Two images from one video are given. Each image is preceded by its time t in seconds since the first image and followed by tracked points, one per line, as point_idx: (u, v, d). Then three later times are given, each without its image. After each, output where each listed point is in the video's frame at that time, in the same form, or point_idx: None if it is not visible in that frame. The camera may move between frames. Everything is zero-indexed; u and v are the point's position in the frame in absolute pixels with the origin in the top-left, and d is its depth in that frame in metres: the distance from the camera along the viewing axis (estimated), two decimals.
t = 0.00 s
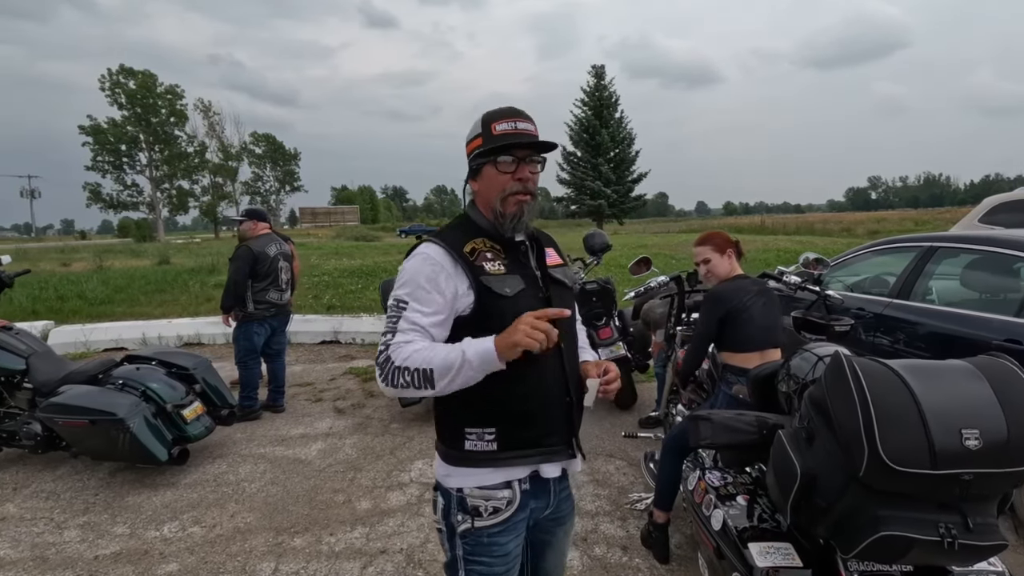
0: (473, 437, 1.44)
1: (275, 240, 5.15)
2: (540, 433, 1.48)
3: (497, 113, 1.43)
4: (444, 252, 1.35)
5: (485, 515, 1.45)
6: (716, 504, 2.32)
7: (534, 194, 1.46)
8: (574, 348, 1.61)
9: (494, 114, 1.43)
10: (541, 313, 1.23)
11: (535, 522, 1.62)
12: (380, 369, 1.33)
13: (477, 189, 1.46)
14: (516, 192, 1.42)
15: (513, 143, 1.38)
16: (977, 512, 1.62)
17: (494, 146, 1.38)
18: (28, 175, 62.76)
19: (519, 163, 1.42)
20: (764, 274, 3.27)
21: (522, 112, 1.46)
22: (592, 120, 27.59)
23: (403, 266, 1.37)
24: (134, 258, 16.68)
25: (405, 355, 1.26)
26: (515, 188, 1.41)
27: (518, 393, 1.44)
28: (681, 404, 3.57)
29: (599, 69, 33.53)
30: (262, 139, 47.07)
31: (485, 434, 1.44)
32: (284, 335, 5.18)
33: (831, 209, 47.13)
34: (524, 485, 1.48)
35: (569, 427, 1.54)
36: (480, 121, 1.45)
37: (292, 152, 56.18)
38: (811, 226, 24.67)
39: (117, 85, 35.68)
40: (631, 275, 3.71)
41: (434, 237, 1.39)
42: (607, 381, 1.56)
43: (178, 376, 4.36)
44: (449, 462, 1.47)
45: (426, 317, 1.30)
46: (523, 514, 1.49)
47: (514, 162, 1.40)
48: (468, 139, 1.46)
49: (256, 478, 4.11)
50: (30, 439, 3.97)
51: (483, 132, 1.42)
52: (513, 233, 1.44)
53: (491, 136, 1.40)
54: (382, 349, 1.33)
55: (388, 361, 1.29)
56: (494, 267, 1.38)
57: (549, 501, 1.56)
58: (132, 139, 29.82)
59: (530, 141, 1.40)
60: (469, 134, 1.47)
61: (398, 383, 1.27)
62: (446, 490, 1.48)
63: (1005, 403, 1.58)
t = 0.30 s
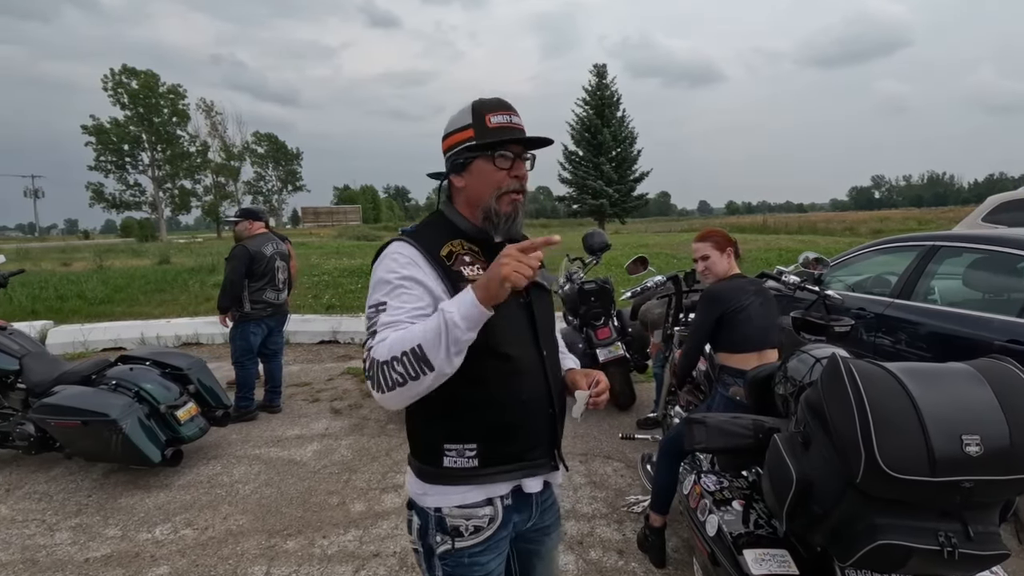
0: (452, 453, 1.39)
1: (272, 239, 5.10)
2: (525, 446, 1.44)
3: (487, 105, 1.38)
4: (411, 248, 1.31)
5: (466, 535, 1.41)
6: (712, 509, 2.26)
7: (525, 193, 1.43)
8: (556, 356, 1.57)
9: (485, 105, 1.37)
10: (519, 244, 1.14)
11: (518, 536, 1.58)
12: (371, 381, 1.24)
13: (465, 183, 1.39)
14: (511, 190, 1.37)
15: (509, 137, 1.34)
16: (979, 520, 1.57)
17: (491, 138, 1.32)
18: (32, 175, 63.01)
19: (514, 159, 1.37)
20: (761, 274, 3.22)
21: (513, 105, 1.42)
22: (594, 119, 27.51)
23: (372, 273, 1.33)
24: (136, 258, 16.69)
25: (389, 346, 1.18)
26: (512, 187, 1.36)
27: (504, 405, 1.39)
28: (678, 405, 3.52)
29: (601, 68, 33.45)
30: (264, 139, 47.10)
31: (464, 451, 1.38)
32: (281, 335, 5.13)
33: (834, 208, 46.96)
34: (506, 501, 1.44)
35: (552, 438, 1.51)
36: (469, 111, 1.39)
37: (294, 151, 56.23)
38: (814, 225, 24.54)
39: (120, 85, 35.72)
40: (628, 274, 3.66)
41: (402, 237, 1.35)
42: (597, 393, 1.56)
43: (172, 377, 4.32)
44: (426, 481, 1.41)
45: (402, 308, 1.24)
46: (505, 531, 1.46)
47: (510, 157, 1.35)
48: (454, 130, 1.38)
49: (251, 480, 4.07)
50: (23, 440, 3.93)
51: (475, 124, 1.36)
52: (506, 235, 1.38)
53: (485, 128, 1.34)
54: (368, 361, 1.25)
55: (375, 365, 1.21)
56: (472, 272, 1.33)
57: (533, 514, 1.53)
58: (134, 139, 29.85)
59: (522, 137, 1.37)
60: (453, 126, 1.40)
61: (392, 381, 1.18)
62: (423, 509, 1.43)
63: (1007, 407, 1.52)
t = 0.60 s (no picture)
0: (456, 466, 1.34)
1: (269, 238, 5.07)
2: (523, 451, 1.42)
3: (476, 97, 1.34)
4: (409, 256, 1.21)
5: (469, 544, 1.37)
6: (706, 511, 2.23)
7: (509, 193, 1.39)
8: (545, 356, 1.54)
9: (474, 96, 1.34)
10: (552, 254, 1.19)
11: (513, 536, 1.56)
12: (405, 413, 1.13)
13: (446, 177, 1.34)
14: (495, 189, 1.34)
15: (497, 132, 1.31)
16: (977, 525, 1.53)
17: (479, 132, 1.29)
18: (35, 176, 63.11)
19: (500, 156, 1.34)
20: (760, 274, 3.16)
21: (502, 98, 1.39)
22: (596, 118, 27.46)
23: (370, 289, 1.19)
24: (138, 258, 16.72)
25: (443, 374, 1.10)
26: (495, 185, 1.33)
27: (506, 412, 1.37)
28: (676, 405, 3.49)
29: (602, 67, 33.40)
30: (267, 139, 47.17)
31: (468, 463, 1.34)
32: (278, 335, 5.11)
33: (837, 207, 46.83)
34: (506, 505, 1.41)
35: (547, 437, 1.50)
36: (457, 101, 1.35)
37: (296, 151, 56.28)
38: (816, 224, 24.45)
39: (122, 85, 35.77)
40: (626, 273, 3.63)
41: (394, 245, 1.24)
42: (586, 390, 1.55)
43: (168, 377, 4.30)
44: (425, 496, 1.35)
45: (433, 328, 1.16)
46: (506, 535, 1.43)
47: (497, 155, 1.32)
48: (439, 120, 1.34)
49: (247, 480, 4.04)
50: (19, 440, 3.91)
51: (462, 114, 1.32)
52: (486, 236, 1.36)
53: (472, 121, 1.31)
54: (398, 392, 1.12)
55: (420, 395, 1.10)
56: (468, 278, 1.29)
57: (529, 514, 1.51)
58: (136, 138, 29.89)
59: (509, 132, 1.33)
60: (438, 115, 1.35)
61: (447, 411, 1.11)
62: (422, 522, 1.37)
63: (1005, 409, 1.49)
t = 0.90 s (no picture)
0: (468, 471, 1.33)
1: (270, 238, 5.07)
2: (526, 451, 1.42)
3: (528, 119, 1.32)
4: (425, 271, 1.19)
5: (482, 542, 1.37)
6: (707, 511, 2.22)
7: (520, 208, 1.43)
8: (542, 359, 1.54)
9: (526, 119, 1.31)
10: (592, 375, 1.29)
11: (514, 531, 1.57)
12: (403, 439, 1.16)
13: (480, 193, 1.30)
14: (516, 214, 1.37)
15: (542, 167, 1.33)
16: (978, 525, 1.53)
17: (532, 166, 1.29)
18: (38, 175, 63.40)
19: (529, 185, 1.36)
20: (761, 270, 3.14)
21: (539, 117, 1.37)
22: (597, 117, 27.43)
23: (386, 302, 1.16)
24: (139, 258, 16.75)
25: (454, 426, 1.17)
26: (521, 210, 1.36)
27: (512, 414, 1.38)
28: (677, 405, 3.48)
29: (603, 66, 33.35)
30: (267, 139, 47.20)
31: (481, 467, 1.33)
32: (279, 334, 5.10)
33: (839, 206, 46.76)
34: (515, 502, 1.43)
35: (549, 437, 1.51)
36: (508, 114, 1.29)
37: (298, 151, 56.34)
38: (818, 224, 24.41)
39: (123, 85, 35.83)
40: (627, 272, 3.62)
41: (411, 258, 1.20)
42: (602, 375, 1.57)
43: (168, 376, 4.30)
44: (438, 502, 1.33)
45: (447, 368, 1.18)
46: (515, 530, 1.45)
47: (532, 184, 1.35)
48: (489, 130, 1.27)
49: (247, 480, 4.04)
50: (20, 439, 3.92)
51: (514, 135, 1.29)
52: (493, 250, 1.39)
53: (523, 148, 1.30)
54: (402, 419, 1.15)
55: (426, 436, 1.15)
56: (477, 284, 1.27)
57: (530, 507, 1.54)
58: (137, 138, 29.93)
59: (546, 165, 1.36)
60: (488, 122, 1.27)
61: (445, 455, 1.18)
62: (433, 526, 1.35)
63: (1009, 409, 1.48)
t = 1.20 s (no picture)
0: (463, 469, 1.33)
1: (271, 237, 5.07)
2: (525, 451, 1.41)
3: (491, 100, 1.31)
4: (422, 261, 1.20)
5: (479, 542, 1.37)
6: (708, 510, 2.22)
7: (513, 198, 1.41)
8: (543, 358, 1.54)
9: (488, 100, 1.31)
10: (607, 359, 1.25)
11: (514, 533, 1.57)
12: (420, 424, 1.15)
13: (454, 181, 1.33)
14: (502, 198, 1.35)
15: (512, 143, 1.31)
16: (980, 524, 1.52)
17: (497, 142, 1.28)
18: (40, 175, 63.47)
19: (509, 166, 1.34)
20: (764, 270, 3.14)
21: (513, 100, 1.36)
22: (598, 116, 27.40)
23: (386, 287, 1.16)
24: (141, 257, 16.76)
25: (472, 406, 1.16)
26: (503, 194, 1.35)
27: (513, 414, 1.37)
28: (678, 404, 3.48)
29: (605, 65, 33.33)
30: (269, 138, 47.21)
31: (476, 464, 1.33)
32: (280, 333, 5.11)
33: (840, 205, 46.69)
34: (514, 502, 1.42)
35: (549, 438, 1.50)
36: (469, 100, 1.30)
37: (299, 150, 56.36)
38: (819, 223, 24.39)
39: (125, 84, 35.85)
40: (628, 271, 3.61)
41: (404, 246, 1.22)
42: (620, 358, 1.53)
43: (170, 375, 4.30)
44: (435, 500, 1.33)
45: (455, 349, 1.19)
46: (515, 532, 1.44)
47: (508, 165, 1.33)
48: (450, 118, 1.30)
49: (249, 478, 4.04)
50: (22, 438, 3.92)
51: (476, 118, 1.29)
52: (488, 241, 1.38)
53: (488, 128, 1.29)
54: (419, 402, 1.14)
55: (444, 417, 1.14)
56: (472, 277, 1.27)
57: (531, 510, 1.53)
58: (139, 138, 29.96)
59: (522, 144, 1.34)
60: (449, 112, 1.31)
61: (463, 438, 1.17)
62: (430, 524, 1.36)
63: (1010, 408, 1.48)
